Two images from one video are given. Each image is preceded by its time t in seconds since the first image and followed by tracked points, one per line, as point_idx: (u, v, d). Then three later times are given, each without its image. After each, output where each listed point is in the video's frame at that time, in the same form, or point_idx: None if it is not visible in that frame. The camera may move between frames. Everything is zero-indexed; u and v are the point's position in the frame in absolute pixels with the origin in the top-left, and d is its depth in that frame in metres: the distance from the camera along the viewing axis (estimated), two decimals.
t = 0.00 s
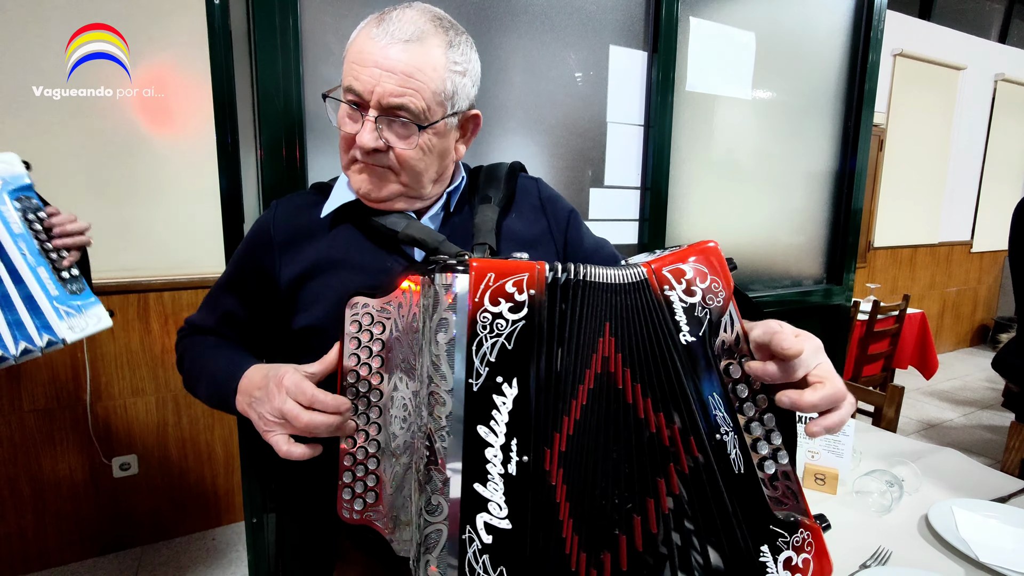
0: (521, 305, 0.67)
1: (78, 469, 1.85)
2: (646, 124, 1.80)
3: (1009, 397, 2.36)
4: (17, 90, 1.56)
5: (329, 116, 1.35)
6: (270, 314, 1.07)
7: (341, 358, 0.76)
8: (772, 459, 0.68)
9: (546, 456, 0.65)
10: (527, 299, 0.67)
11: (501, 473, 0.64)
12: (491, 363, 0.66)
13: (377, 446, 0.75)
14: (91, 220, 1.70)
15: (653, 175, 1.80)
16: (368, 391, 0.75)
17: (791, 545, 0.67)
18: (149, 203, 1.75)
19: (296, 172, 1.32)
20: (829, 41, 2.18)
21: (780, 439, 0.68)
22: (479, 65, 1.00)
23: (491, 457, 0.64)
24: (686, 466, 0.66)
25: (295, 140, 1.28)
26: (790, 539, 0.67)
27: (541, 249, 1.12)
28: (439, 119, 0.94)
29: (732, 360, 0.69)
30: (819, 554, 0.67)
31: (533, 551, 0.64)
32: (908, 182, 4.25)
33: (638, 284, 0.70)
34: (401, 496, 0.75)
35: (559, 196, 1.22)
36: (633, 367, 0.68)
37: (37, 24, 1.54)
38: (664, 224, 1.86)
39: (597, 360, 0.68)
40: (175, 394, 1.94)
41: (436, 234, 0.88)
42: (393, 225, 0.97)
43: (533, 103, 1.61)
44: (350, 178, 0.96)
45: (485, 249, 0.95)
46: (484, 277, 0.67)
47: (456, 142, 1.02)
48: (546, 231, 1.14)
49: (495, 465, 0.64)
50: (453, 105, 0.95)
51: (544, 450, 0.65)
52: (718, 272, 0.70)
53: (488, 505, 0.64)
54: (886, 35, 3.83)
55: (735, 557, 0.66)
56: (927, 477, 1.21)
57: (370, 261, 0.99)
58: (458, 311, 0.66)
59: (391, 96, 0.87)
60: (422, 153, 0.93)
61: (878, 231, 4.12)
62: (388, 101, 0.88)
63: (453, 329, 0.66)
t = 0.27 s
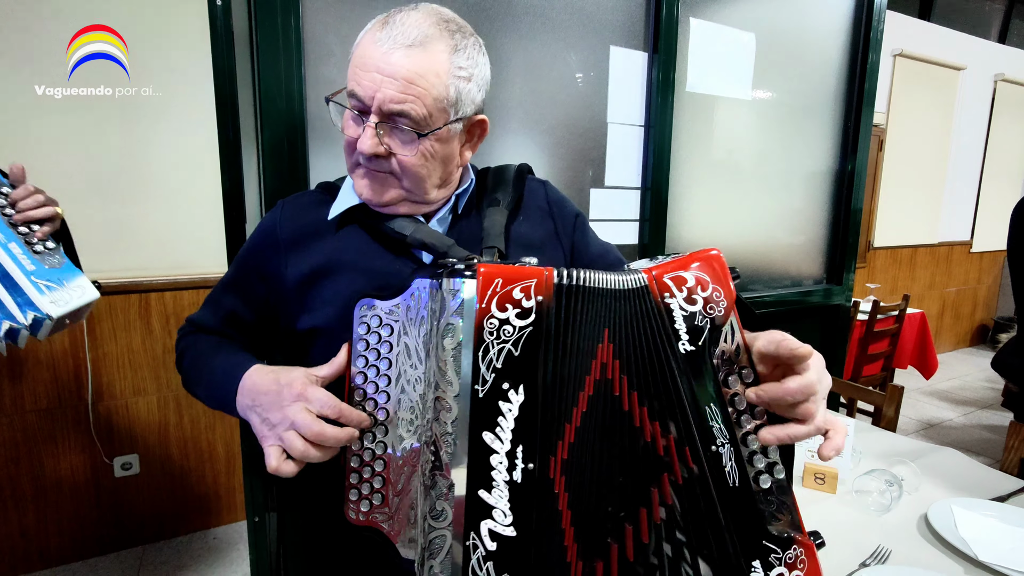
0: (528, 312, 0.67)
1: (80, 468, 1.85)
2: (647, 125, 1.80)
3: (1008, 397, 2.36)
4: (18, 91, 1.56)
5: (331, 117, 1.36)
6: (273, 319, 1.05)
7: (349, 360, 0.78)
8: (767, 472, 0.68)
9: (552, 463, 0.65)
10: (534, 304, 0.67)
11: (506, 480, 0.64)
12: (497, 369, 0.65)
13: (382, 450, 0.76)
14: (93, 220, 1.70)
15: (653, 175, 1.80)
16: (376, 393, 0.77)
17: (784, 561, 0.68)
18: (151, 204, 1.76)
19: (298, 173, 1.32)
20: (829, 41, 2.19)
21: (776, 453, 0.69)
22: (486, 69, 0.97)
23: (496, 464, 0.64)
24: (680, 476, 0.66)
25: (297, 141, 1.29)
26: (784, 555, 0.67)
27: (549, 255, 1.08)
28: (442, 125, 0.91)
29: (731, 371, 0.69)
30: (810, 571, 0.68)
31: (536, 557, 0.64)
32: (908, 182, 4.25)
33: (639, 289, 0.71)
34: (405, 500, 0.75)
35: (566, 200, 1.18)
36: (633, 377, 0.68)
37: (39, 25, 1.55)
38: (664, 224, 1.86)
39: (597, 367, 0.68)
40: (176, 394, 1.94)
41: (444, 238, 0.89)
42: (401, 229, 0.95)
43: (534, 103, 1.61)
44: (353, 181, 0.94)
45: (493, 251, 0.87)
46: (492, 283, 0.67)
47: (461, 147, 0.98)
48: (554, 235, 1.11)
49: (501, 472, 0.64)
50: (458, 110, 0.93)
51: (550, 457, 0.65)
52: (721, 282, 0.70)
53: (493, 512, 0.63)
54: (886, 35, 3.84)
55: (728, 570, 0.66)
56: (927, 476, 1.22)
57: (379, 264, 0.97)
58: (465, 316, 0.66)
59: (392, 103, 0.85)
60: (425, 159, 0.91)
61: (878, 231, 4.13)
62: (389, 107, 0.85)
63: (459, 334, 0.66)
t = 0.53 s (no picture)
0: (538, 319, 0.67)
1: (81, 468, 1.85)
2: (647, 124, 1.81)
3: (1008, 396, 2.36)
4: (19, 90, 1.56)
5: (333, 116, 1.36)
6: (277, 316, 1.04)
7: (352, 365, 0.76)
8: (767, 487, 0.68)
9: (563, 473, 0.65)
10: (544, 313, 0.68)
11: (517, 490, 0.64)
12: (507, 378, 0.66)
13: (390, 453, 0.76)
14: (94, 220, 1.71)
15: (654, 175, 1.80)
16: (381, 398, 0.76)
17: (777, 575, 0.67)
18: (153, 203, 1.76)
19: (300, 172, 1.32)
20: (830, 41, 2.19)
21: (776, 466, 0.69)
22: (492, 64, 0.94)
23: (507, 474, 0.64)
24: (683, 488, 0.66)
25: (298, 140, 1.29)
26: (778, 569, 0.67)
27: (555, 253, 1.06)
28: (448, 121, 0.89)
29: (737, 382, 0.69)
30: None
31: (548, 566, 0.64)
32: (908, 182, 4.26)
33: (652, 296, 0.70)
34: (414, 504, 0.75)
35: (573, 197, 1.16)
36: (641, 385, 0.68)
37: (40, 25, 1.55)
38: (665, 224, 1.86)
39: (607, 374, 0.68)
40: (177, 393, 1.94)
41: (448, 237, 0.88)
42: (406, 227, 0.94)
43: (535, 103, 1.61)
44: (359, 181, 0.93)
45: (499, 251, 0.89)
46: (501, 291, 0.67)
47: (467, 143, 0.96)
48: (561, 234, 1.08)
49: (512, 482, 0.64)
50: (463, 106, 0.90)
51: (561, 466, 0.65)
52: (733, 293, 0.70)
53: (504, 522, 0.64)
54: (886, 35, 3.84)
55: None
56: (927, 476, 1.22)
57: (383, 265, 0.97)
58: (474, 325, 0.66)
59: (397, 99, 0.83)
60: (431, 157, 0.89)
61: (879, 231, 4.13)
62: (394, 103, 0.83)
63: (469, 343, 0.66)
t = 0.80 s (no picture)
0: (548, 318, 0.68)
1: (83, 467, 1.85)
2: (648, 125, 1.81)
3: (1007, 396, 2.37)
4: (21, 90, 1.57)
5: (335, 117, 1.36)
6: (284, 316, 1.05)
7: (360, 365, 0.78)
8: (756, 489, 0.70)
9: (573, 468, 0.65)
10: (554, 311, 0.68)
11: (528, 485, 0.64)
12: (518, 375, 0.65)
13: (397, 452, 0.76)
14: (96, 220, 1.71)
15: (654, 175, 1.81)
16: (389, 398, 0.76)
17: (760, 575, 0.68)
18: (155, 203, 1.77)
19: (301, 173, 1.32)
20: (830, 41, 2.19)
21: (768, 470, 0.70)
22: (495, 68, 0.94)
23: (519, 470, 0.64)
24: (677, 485, 0.67)
25: (300, 141, 1.29)
26: (761, 570, 0.68)
27: (558, 256, 1.06)
28: (453, 125, 0.89)
29: (732, 387, 0.71)
30: None
31: (558, 561, 0.64)
32: (908, 182, 4.26)
33: (658, 296, 0.71)
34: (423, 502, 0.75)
35: (576, 200, 1.16)
36: (646, 383, 0.69)
37: (42, 26, 1.56)
38: (665, 225, 1.86)
39: (615, 372, 0.68)
40: (178, 393, 1.95)
41: (455, 239, 0.88)
42: (412, 230, 0.94)
43: (536, 103, 1.62)
44: (364, 185, 0.93)
45: (505, 252, 0.90)
46: (511, 290, 0.67)
47: (471, 146, 0.97)
48: (565, 235, 1.08)
49: (523, 478, 0.64)
50: (468, 110, 0.91)
51: (571, 462, 0.65)
52: (735, 299, 0.73)
53: (516, 517, 0.63)
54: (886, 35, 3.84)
55: None
56: (927, 476, 1.22)
57: (388, 265, 0.97)
58: (485, 323, 0.66)
59: (403, 105, 0.83)
60: (437, 160, 0.89)
61: (878, 231, 4.14)
62: (400, 109, 0.83)
63: (479, 342, 0.66)
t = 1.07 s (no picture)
0: (551, 306, 0.68)
1: (83, 467, 1.86)
2: (648, 125, 1.81)
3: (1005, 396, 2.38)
4: (21, 90, 1.57)
5: (335, 117, 1.36)
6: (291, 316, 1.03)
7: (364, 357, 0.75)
8: (737, 483, 0.68)
9: (575, 452, 0.66)
10: (556, 300, 0.68)
11: (531, 469, 0.64)
12: (522, 361, 0.66)
13: (401, 443, 0.74)
14: (96, 219, 1.71)
15: (653, 175, 1.81)
16: (393, 390, 0.74)
17: (738, 568, 0.67)
18: (157, 203, 1.77)
19: (301, 173, 1.32)
20: (829, 41, 2.20)
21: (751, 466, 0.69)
22: (498, 69, 0.94)
23: (522, 454, 0.64)
24: (665, 472, 0.67)
25: (300, 141, 1.29)
26: (739, 563, 0.67)
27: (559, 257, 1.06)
28: (459, 125, 0.89)
29: (720, 381, 0.70)
30: None
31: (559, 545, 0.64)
32: (907, 182, 4.27)
33: (653, 287, 0.72)
34: (426, 493, 0.74)
35: (576, 203, 1.16)
36: (639, 370, 0.69)
37: (43, 26, 1.56)
38: (664, 225, 1.87)
39: (613, 358, 0.69)
40: (178, 393, 1.95)
41: (459, 235, 0.87)
42: (417, 226, 0.93)
43: (536, 104, 1.62)
44: (372, 185, 0.92)
45: (506, 249, 0.88)
46: (515, 279, 0.67)
47: (476, 146, 0.97)
48: (565, 236, 1.08)
49: (526, 462, 0.64)
50: (473, 110, 0.90)
51: (573, 446, 0.66)
52: (729, 295, 0.71)
53: (519, 500, 0.63)
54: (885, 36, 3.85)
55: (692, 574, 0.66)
56: (925, 475, 1.23)
57: (392, 264, 0.95)
58: (489, 311, 0.66)
59: (411, 106, 0.83)
60: (444, 159, 0.89)
61: (877, 231, 4.14)
62: (408, 110, 0.83)
63: (484, 330, 0.66)
